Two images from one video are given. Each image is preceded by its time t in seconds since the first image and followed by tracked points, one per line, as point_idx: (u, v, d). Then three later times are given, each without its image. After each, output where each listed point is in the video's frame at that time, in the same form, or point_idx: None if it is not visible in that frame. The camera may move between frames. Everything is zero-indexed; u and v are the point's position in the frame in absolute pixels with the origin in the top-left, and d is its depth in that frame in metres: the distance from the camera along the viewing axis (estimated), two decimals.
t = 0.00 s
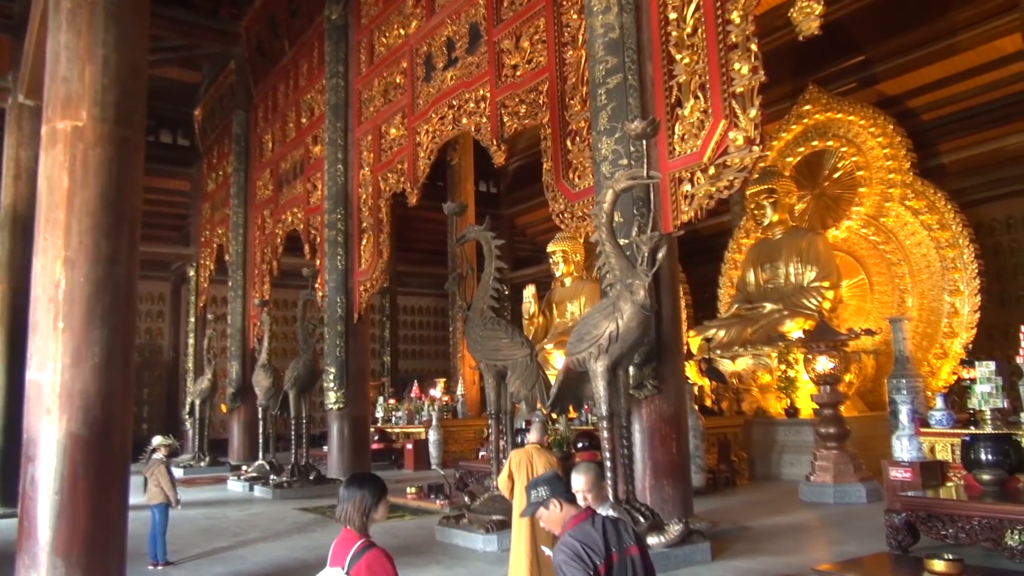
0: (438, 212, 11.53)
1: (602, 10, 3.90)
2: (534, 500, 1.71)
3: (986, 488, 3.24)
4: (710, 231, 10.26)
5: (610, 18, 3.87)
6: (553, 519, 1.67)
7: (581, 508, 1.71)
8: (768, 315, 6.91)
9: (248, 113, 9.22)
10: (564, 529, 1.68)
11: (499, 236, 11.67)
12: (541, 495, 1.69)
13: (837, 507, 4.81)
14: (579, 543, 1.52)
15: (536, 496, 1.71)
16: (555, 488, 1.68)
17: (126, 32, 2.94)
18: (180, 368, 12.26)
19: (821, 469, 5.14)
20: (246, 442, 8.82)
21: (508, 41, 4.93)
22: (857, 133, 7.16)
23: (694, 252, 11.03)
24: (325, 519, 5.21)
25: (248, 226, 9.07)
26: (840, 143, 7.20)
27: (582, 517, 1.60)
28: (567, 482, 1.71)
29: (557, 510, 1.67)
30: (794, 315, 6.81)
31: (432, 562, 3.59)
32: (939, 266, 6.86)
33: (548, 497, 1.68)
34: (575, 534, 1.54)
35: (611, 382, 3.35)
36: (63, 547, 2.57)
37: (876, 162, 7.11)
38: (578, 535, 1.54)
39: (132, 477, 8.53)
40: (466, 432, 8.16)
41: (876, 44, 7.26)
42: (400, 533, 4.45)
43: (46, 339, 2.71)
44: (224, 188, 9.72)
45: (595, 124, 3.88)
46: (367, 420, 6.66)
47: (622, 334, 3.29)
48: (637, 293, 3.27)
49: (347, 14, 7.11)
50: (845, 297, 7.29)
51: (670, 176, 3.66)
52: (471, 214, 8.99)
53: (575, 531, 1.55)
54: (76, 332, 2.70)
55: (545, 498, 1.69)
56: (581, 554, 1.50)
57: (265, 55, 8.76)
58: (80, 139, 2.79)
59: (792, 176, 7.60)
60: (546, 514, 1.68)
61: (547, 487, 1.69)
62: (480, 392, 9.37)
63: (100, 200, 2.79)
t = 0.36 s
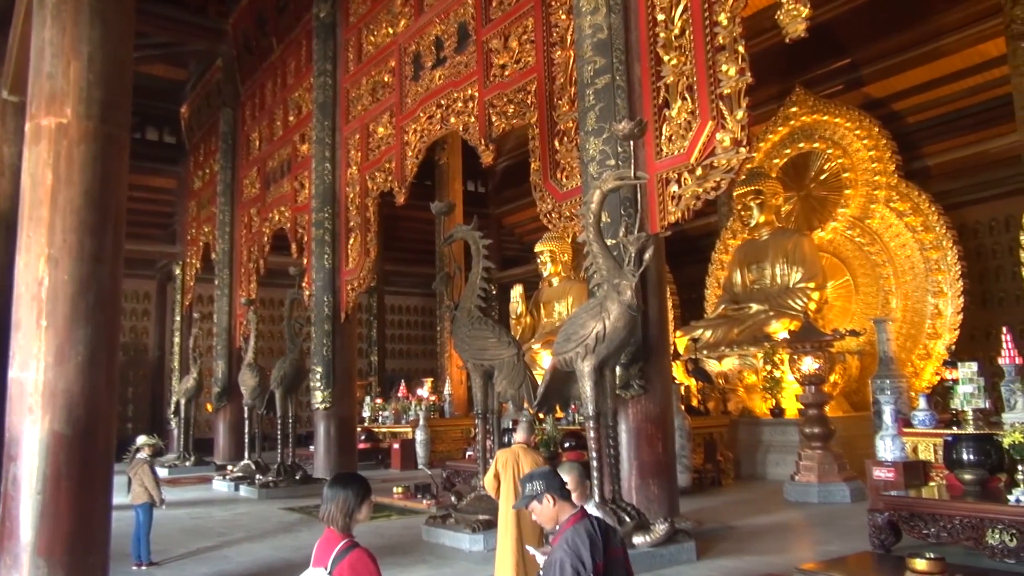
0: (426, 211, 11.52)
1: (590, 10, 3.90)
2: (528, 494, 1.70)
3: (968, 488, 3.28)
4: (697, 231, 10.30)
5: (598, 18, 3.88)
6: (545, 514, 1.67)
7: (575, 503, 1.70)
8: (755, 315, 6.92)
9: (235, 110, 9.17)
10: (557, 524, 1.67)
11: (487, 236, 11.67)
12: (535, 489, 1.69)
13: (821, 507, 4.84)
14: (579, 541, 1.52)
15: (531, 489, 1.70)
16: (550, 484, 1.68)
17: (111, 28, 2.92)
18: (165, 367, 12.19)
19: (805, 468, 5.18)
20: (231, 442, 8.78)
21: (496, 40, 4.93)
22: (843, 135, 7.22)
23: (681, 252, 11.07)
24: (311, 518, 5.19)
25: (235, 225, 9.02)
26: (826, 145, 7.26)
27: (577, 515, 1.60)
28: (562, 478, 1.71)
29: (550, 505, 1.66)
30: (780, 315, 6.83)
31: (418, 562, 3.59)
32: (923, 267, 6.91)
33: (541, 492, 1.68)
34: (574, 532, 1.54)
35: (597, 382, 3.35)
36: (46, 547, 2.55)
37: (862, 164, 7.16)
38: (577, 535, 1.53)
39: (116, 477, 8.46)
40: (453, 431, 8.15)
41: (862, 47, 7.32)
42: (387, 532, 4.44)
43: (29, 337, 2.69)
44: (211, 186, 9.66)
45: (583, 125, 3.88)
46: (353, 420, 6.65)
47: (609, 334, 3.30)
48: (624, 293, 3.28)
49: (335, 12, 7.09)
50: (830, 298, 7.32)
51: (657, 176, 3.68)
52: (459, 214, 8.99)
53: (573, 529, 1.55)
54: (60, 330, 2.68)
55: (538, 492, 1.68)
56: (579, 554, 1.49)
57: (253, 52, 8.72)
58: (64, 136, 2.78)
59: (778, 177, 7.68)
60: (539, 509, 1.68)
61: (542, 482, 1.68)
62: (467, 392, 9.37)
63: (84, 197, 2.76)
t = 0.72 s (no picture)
0: (412, 210, 11.50)
1: (577, 11, 3.91)
2: (517, 490, 1.71)
3: (947, 488, 3.31)
4: (683, 232, 10.34)
5: (585, 19, 3.88)
6: (533, 510, 1.68)
7: (563, 500, 1.71)
8: (739, 317, 6.98)
9: (220, 108, 9.11)
10: (544, 521, 1.69)
11: (473, 235, 11.66)
12: (524, 486, 1.70)
13: (804, 506, 4.87)
14: (572, 538, 1.54)
15: (519, 486, 1.71)
16: (539, 481, 1.69)
17: (95, 25, 2.89)
18: (148, 366, 12.08)
19: (788, 468, 5.21)
20: (215, 442, 8.71)
21: (483, 40, 4.93)
22: (828, 138, 7.28)
23: (666, 253, 11.11)
24: (294, 519, 5.16)
25: (219, 223, 8.96)
26: (810, 147, 7.34)
27: (568, 512, 1.61)
28: (551, 474, 1.72)
29: (538, 503, 1.67)
30: (764, 317, 6.89)
31: (402, 562, 3.58)
32: (905, 269, 6.95)
33: (530, 489, 1.69)
34: (567, 529, 1.55)
35: (582, 382, 3.36)
36: (24, 548, 2.52)
37: (845, 166, 7.21)
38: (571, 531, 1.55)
39: (97, 477, 8.38)
40: (438, 431, 8.13)
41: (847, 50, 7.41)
42: (370, 532, 4.43)
43: (8, 335, 2.66)
44: (195, 183, 9.60)
45: (569, 125, 3.89)
46: (338, 419, 6.63)
47: (594, 335, 3.31)
48: (609, 294, 3.29)
49: (321, 10, 7.06)
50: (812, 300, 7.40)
51: (642, 177, 3.69)
52: (444, 214, 8.97)
53: (564, 527, 1.56)
54: (40, 328, 2.66)
55: (527, 489, 1.69)
56: (574, 549, 1.52)
57: (238, 49, 8.68)
58: (45, 132, 2.75)
59: (763, 179, 7.74)
60: (527, 505, 1.69)
61: (531, 480, 1.69)
62: (452, 392, 9.35)
63: (65, 194, 2.74)
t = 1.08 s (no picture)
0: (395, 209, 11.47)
1: (561, 10, 3.91)
2: (503, 490, 1.71)
3: (924, 486, 3.34)
4: (666, 232, 10.38)
5: (569, 19, 3.89)
6: (520, 509, 1.68)
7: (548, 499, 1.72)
8: (721, 317, 7.02)
9: (201, 105, 9.04)
10: (530, 519, 1.69)
11: (457, 235, 11.64)
12: (510, 485, 1.70)
13: (784, 505, 4.91)
14: (561, 533, 1.55)
15: (505, 485, 1.71)
16: (525, 480, 1.68)
17: (74, 20, 2.87)
18: (127, 365, 11.95)
19: (769, 467, 5.25)
20: (195, 441, 8.64)
21: (467, 39, 4.92)
22: (809, 140, 7.36)
23: (649, 254, 11.15)
24: (275, 518, 5.13)
25: (200, 221, 8.88)
26: (792, 149, 7.41)
27: (554, 508, 1.62)
28: (537, 472, 1.72)
29: (524, 502, 1.68)
30: (746, 317, 6.94)
31: (384, 562, 3.56)
32: (884, 270, 7.01)
33: (516, 488, 1.69)
34: (556, 524, 1.56)
35: (564, 382, 3.36)
36: None
37: (826, 168, 7.29)
38: (560, 524, 1.56)
39: (75, 476, 8.29)
40: (421, 431, 8.11)
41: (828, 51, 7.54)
42: (352, 532, 4.41)
43: None
44: (176, 181, 9.52)
45: (552, 125, 3.89)
46: (320, 418, 6.60)
47: (577, 334, 3.31)
48: (592, 293, 3.30)
49: (305, 7, 7.02)
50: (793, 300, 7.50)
51: (626, 178, 3.70)
52: (428, 213, 8.95)
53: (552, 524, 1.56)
54: (16, 326, 2.62)
55: (513, 488, 1.69)
56: (564, 544, 1.53)
57: (220, 46, 8.62)
58: (22, 127, 2.71)
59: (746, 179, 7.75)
60: (513, 504, 1.69)
61: (517, 478, 1.69)
62: (435, 391, 9.33)
63: (43, 190, 2.71)
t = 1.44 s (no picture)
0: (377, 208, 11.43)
1: (543, 10, 3.91)
2: (485, 488, 1.71)
3: (900, 485, 3.37)
4: (648, 232, 10.42)
5: (551, 19, 3.88)
6: (501, 508, 1.68)
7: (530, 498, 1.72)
8: (701, 317, 7.04)
9: (181, 101, 8.95)
10: (512, 518, 1.69)
11: (439, 234, 11.62)
12: (492, 484, 1.70)
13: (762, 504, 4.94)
14: (542, 533, 1.55)
15: (487, 483, 1.71)
16: (507, 479, 1.69)
17: (51, 15, 2.85)
18: (104, 364, 11.81)
19: (748, 466, 5.29)
20: (173, 441, 8.56)
21: (449, 38, 4.92)
22: (788, 141, 7.44)
23: (630, 254, 11.20)
24: (254, 519, 5.10)
25: (179, 218, 8.80)
26: (772, 150, 7.50)
27: (535, 508, 1.62)
28: (518, 471, 1.72)
29: (506, 500, 1.68)
30: (725, 317, 6.99)
31: (363, 562, 3.55)
32: (862, 271, 7.06)
33: (497, 487, 1.69)
34: (536, 524, 1.57)
35: (545, 381, 3.36)
36: None
37: (805, 170, 7.34)
38: (540, 524, 1.57)
39: (50, 477, 8.18)
40: (401, 430, 8.09)
41: (808, 53, 7.61)
42: (331, 532, 4.38)
43: None
44: (155, 178, 9.42)
45: (534, 124, 3.89)
46: (299, 418, 6.56)
47: (558, 334, 3.31)
48: (573, 293, 3.31)
49: (286, 4, 6.97)
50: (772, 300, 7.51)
51: (607, 178, 3.71)
52: (410, 211, 8.93)
53: (534, 524, 1.57)
54: None
55: (494, 487, 1.70)
56: (545, 544, 1.53)
57: (200, 42, 8.55)
58: None
59: (726, 181, 7.87)
60: (495, 503, 1.69)
61: (498, 477, 1.69)
62: (416, 391, 9.30)
63: (17, 187, 2.68)
